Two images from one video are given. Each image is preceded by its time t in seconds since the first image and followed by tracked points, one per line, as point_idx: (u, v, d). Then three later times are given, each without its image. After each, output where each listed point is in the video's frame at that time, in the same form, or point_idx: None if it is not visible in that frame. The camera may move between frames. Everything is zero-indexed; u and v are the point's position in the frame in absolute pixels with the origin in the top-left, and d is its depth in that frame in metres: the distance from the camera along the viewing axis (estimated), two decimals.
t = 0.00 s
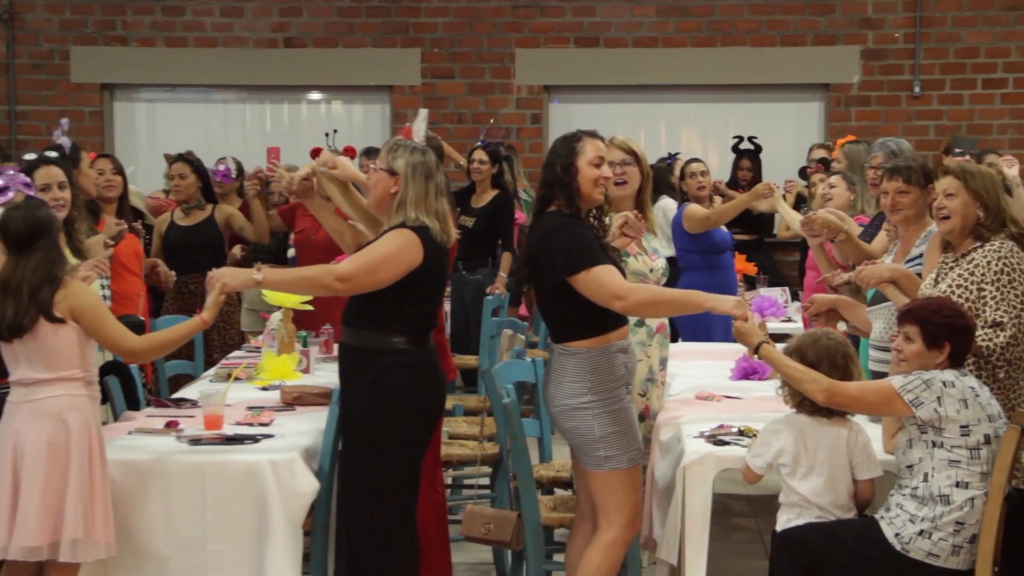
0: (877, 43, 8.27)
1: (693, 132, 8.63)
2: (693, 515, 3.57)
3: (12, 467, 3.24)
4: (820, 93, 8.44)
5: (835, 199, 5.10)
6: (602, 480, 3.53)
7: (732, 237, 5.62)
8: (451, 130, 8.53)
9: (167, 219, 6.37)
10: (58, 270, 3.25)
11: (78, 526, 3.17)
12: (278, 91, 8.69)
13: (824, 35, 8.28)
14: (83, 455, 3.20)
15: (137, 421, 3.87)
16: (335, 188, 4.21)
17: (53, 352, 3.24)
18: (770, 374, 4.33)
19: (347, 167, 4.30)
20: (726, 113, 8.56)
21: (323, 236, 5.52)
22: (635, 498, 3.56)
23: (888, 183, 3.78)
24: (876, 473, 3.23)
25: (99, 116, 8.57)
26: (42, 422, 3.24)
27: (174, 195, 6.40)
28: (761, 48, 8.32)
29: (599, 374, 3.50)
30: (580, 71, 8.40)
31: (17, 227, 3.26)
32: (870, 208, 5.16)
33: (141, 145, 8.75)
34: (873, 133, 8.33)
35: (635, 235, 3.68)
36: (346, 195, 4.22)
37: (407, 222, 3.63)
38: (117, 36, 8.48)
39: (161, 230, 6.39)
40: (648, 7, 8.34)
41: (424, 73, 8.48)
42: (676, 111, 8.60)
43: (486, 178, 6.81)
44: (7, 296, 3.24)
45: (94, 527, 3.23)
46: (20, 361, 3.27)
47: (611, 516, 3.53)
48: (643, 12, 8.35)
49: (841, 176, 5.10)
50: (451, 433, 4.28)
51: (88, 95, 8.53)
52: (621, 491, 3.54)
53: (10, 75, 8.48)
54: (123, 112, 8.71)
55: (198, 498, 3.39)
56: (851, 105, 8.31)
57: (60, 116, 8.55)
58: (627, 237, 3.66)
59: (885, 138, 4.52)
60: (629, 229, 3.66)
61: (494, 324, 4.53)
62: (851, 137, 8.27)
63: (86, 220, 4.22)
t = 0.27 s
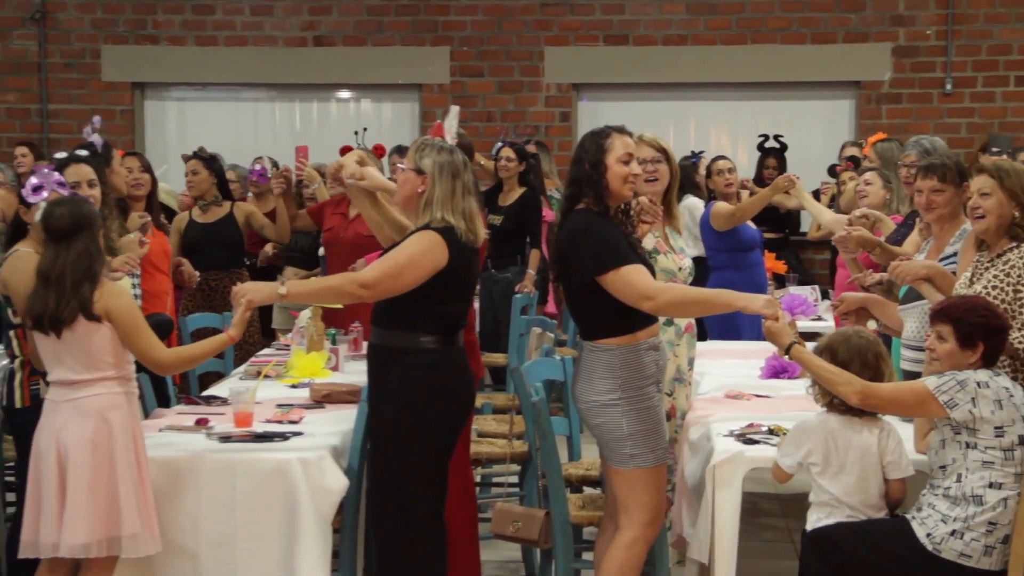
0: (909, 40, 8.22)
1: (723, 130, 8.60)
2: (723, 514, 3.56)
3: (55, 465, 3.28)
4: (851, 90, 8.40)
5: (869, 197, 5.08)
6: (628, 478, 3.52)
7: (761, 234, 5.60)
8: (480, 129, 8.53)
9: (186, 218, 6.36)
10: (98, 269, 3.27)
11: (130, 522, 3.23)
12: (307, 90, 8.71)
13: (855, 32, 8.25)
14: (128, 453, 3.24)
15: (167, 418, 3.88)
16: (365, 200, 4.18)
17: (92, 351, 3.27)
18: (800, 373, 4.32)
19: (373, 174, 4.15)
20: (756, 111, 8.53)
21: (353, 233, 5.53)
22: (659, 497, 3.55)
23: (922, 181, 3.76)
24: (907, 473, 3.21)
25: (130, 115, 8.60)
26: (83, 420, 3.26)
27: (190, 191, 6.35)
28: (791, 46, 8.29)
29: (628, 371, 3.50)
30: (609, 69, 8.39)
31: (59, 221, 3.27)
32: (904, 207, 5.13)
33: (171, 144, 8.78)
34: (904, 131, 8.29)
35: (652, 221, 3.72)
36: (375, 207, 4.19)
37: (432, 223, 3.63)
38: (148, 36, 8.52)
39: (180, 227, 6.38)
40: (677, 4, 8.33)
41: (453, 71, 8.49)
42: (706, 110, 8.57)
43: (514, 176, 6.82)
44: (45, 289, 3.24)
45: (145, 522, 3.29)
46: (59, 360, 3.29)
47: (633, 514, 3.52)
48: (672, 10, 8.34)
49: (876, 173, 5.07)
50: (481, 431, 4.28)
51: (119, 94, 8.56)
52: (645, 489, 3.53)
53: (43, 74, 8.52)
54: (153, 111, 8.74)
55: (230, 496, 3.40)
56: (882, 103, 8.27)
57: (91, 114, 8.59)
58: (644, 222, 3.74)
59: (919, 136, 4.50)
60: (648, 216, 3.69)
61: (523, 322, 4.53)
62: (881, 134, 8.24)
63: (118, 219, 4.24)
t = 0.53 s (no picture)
0: (944, 37, 8.17)
1: (756, 128, 8.57)
2: (756, 513, 3.55)
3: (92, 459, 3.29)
4: (885, 87, 8.35)
5: (908, 194, 5.05)
6: (646, 471, 3.49)
7: (791, 232, 5.57)
8: (512, 126, 8.53)
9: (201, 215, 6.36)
10: (136, 265, 3.30)
11: (169, 517, 3.25)
12: (339, 87, 8.72)
13: (889, 28, 8.20)
14: (166, 448, 3.26)
15: (201, 415, 3.90)
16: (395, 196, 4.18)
17: (128, 348, 3.28)
18: (834, 371, 4.30)
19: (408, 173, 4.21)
20: (789, 108, 8.50)
21: (377, 231, 5.52)
22: (674, 493, 3.53)
23: (963, 179, 3.73)
24: (942, 472, 3.18)
25: (163, 113, 8.63)
26: (121, 415, 3.28)
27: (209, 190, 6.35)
28: (825, 42, 8.25)
29: (660, 363, 3.48)
30: (641, 66, 8.37)
31: (99, 217, 3.29)
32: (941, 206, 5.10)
33: (204, 140, 8.81)
34: (939, 128, 8.24)
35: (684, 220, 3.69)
36: (405, 203, 4.18)
37: (462, 218, 3.63)
38: (182, 34, 8.55)
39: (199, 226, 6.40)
40: (710, 1, 8.31)
41: (485, 68, 8.48)
42: (738, 107, 8.54)
43: (545, 173, 6.82)
44: (84, 283, 3.26)
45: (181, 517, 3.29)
46: (94, 355, 3.29)
47: (643, 509, 3.50)
48: (705, 7, 8.32)
49: (918, 169, 5.04)
50: (512, 429, 4.28)
51: (153, 91, 8.60)
52: (659, 484, 3.50)
53: (77, 72, 8.57)
54: (186, 109, 8.77)
55: (262, 493, 3.40)
56: (916, 100, 8.22)
57: (125, 111, 8.63)
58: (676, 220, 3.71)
59: (956, 133, 4.47)
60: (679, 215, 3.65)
61: (555, 320, 4.53)
62: (915, 132, 8.19)
63: (151, 215, 4.26)
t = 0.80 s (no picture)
0: (979, 33, 8.12)
1: (788, 125, 8.54)
2: (789, 512, 3.53)
3: (112, 454, 3.30)
4: (919, 83, 8.31)
5: (946, 193, 5.02)
6: (669, 471, 3.47)
7: (822, 231, 5.54)
8: (543, 123, 8.53)
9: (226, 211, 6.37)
10: (164, 259, 3.33)
11: (189, 511, 3.26)
12: (371, 85, 8.73)
13: (923, 25, 8.16)
14: (188, 444, 3.29)
15: (232, 412, 3.91)
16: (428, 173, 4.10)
17: (152, 342, 3.31)
18: (867, 369, 4.29)
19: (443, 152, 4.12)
20: (822, 105, 8.46)
21: (399, 231, 5.51)
22: (689, 493, 3.51)
23: (1005, 177, 3.71)
24: (977, 471, 3.17)
25: (196, 111, 8.67)
26: (143, 410, 3.30)
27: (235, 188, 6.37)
28: (859, 39, 8.22)
29: (687, 363, 3.47)
30: (674, 63, 8.35)
31: (126, 212, 3.31)
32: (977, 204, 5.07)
33: (237, 137, 8.84)
34: (974, 125, 8.19)
35: (727, 231, 3.65)
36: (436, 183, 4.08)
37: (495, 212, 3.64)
38: (214, 32, 8.59)
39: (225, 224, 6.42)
40: None
41: (517, 65, 8.48)
42: (771, 105, 8.52)
43: (577, 171, 6.83)
44: (111, 278, 3.28)
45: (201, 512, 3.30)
46: (118, 350, 3.31)
47: (658, 508, 3.49)
48: (738, 4, 8.29)
49: (957, 166, 5.00)
50: (543, 427, 4.28)
51: (187, 89, 8.64)
52: (675, 484, 3.48)
53: (112, 70, 8.62)
54: (219, 107, 8.82)
55: (288, 490, 3.41)
56: (951, 96, 8.17)
57: (159, 109, 8.68)
58: (718, 232, 3.64)
59: (988, 130, 4.48)
60: (720, 222, 3.63)
61: (586, 317, 4.53)
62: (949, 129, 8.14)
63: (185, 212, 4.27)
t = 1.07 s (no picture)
0: (1008, 29, 8.07)
1: (816, 123, 8.52)
2: (816, 511, 3.52)
3: (119, 449, 3.31)
4: (948, 81, 8.27)
5: (976, 191, 4.99)
6: (697, 469, 3.47)
7: (849, 230, 5.52)
8: (570, 122, 8.53)
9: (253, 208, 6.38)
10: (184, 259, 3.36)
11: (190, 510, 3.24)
12: (397, 83, 8.74)
13: (952, 22, 8.12)
14: (193, 442, 3.28)
15: (260, 410, 3.92)
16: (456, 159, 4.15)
17: (167, 341, 3.32)
18: (894, 368, 4.27)
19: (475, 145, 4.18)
20: (850, 102, 8.44)
21: (421, 232, 5.51)
22: (715, 490, 3.50)
23: None
24: (1005, 470, 3.14)
25: (223, 110, 8.70)
26: (151, 407, 3.30)
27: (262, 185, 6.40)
28: (886, 36, 8.19)
29: (715, 361, 3.46)
30: (701, 61, 8.34)
31: (147, 212, 3.32)
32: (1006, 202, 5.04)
33: (263, 135, 8.87)
34: (1003, 122, 8.14)
35: (756, 226, 3.65)
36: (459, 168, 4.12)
37: (524, 212, 3.63)
38: (242, 31, 8.62)
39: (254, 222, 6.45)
40: None
41: (543, 64, 8.48)
42: (798, 103, 8.49)
43: (604, 170, 6.82)
44: (133, 278, 3.29)
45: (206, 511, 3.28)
46: (131, 348, 3.31)
47: (684, 506, 3.48)
48: (764, 1, 8.27)
49: (986, 165, 4.98)
50: (569, 425, 4.28)
51: (214, 88, 8.67)
52: (701, 482, 3.47)
53: (139, 70, 8.66)
54: (246, 106, 8.85)
55: (311, 487, 3.42)
56: (980, 93, 8.13)
57: (186, 108, 8.71)
58: (748, 227, 3.63)
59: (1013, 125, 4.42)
60: (749, 218, 3.63)
61: (611, 316, 4.52)
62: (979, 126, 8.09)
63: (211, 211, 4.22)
